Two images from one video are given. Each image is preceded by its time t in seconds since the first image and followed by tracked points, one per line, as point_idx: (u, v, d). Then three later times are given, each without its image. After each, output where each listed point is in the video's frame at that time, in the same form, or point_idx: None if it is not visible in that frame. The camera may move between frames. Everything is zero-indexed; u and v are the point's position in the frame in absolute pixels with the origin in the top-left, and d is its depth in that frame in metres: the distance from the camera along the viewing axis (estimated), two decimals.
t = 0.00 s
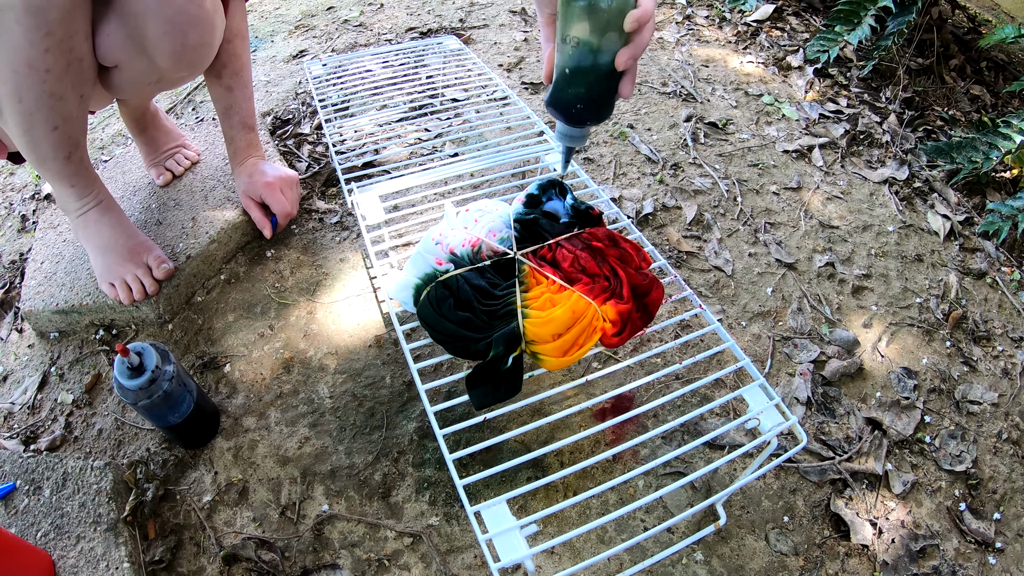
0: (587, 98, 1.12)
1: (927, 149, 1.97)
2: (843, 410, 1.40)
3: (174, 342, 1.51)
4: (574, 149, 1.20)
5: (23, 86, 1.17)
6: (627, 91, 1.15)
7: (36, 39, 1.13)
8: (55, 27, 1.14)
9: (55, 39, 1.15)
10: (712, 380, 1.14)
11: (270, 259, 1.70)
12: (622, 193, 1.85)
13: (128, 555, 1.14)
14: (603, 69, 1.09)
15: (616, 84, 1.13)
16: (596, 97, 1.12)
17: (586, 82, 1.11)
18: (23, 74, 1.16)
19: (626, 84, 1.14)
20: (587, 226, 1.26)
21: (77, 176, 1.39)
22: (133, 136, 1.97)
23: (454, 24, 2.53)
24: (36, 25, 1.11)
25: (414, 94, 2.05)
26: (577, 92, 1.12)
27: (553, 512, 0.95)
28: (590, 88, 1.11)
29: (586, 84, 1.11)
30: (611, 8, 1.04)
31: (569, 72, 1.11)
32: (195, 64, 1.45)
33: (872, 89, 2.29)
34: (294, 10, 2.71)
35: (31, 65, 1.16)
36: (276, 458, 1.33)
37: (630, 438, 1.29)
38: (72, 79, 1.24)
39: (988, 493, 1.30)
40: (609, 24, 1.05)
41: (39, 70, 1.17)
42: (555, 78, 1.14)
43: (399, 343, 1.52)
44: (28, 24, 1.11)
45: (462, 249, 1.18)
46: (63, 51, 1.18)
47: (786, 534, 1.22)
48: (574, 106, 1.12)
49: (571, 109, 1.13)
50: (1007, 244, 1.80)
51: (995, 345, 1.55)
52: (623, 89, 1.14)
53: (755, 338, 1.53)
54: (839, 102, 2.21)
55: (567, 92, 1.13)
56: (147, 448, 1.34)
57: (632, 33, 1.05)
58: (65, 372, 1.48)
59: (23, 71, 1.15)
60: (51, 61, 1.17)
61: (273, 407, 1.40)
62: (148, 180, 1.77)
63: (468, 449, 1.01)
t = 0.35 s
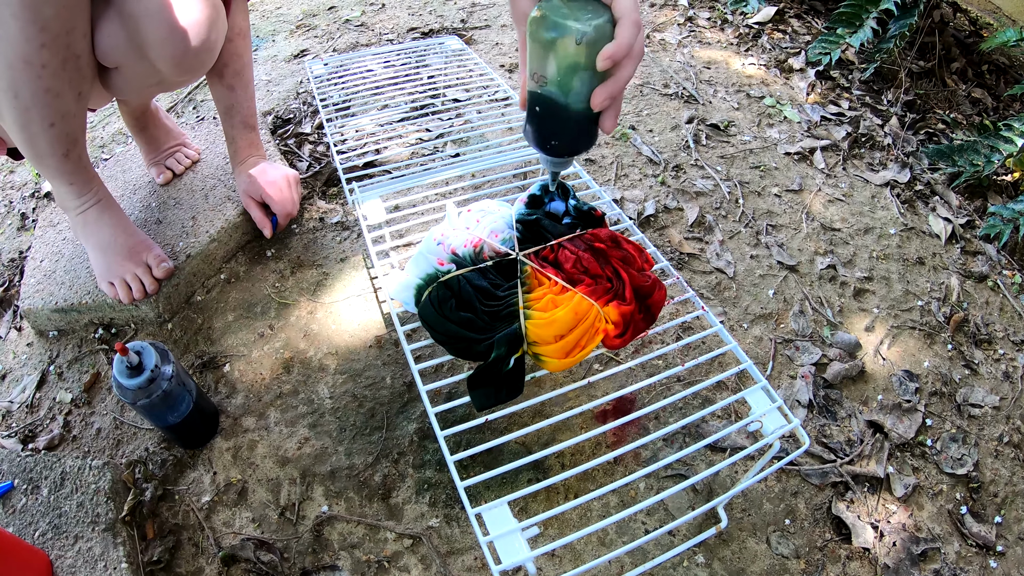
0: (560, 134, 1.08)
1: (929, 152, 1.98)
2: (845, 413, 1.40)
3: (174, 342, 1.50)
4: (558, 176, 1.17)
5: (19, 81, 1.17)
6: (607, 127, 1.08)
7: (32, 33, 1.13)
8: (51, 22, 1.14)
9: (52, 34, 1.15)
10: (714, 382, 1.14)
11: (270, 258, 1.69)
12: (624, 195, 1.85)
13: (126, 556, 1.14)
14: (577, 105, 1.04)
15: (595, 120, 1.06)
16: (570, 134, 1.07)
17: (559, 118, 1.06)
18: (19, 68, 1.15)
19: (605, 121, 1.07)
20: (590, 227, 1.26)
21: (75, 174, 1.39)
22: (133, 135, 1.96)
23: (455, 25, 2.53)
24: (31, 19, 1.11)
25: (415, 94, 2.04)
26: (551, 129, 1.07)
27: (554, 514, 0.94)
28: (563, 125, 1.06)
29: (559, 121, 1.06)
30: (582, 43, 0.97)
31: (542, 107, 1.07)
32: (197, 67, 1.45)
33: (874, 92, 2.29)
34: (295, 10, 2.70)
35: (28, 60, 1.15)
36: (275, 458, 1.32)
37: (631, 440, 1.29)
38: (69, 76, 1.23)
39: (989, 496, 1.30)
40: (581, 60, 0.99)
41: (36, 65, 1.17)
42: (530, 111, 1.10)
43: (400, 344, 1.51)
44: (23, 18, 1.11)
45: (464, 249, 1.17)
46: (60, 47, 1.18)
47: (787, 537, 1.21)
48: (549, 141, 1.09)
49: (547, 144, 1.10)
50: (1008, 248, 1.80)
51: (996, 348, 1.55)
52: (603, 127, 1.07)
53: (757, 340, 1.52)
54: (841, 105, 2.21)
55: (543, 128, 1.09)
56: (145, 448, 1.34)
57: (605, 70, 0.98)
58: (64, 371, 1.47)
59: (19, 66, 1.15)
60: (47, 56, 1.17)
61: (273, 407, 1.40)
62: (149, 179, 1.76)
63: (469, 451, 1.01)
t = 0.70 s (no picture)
0: (565, 147, 1.09)
1: (931, 155, 1.98)
2: (848, 415, 1.40)
3: (175, 340, 1.50)
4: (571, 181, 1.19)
5: (15, 75, 1.18)
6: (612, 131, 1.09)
7: (27, 27, 1.14)
8: (46, 17, 1.15)
9: (47, 28, 1.16)
10: (717, 384, 1.14)
11: (272, 257, 1.69)
12: (627, 196, 1.85)
13: (126, 555, 1.13)
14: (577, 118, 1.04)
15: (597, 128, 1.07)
16: (573, 145, 1.08)
17: (560, 133, 1.06)
18: (15, 63, 1.16)
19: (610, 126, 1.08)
20: (594, 228, 1.25)
21: (76, 171, 1.39)
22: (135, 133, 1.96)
23: (458, 24, 2.52)
24: (26, 13, 1.12)
25: (417, 94, 2.04)
26: (554, 143, 1.08)
27: (558, 515, 0.94)
28: (565, 139, 1.07)
29: (561, 135, 1.06)
30: (571, 58, 0.97)
31: (541, 124, 1.07)
32: (195, 63, 1.44)
33: (876, 94, 2.29)
34: (298, 8, 2.70)
35: (23, 55, 1.16)
36: (276, 458, 1.32)
37: (634, 441, 1.28)
38: (66, 70, 1.24)
39: (991, 499, 1.29)
40: (573, 75, 0.98)
41: (32, 60, 1.17)
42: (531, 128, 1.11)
43: (402, 343, 1.51)
44: (18, 12, 1.11)
45: (468, 249, 1.17)
46: (56, 41, 1.18)
47: (789, 539, 1.21)
48: (554, 154, 1.10)
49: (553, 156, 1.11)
50: (1010, 250, 1.79)
51: (998, 351, 1.55)
52: (608, 131, 1.08)
53: (759, 341, 1.52)
54: (844, 107, 2.21)
55: (545, 144, 1.09)
56: (146, 447, 1.33)
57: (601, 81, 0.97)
58: (64, 369, 1.47)
59: (15, 60, 1.16)
60: (43, 50, 1.18)
61: (275, 406, 1.39)
62: (150, 177, 1.76)
63: (472, 451, 1.00)
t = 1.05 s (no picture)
0: (547, 154, 1.08)
1: (932, 156, 1.98)
2: (846, 418, 1.39)
3: (173, 340, 1.50)
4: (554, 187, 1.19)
5: (12, 74, 1.18)
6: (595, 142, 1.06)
7: (24, 26, 1.14)
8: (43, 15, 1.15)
9: (44, 27, 1.16)
10: (714, 386, 1.13)
11: (270, 257, 1.69)
12: (626, 197, 1.85)
13: (123, 554, 1.13)
14: (558, 126, 1.03)
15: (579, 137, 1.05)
16: (555, 154, 1.08)
17: (542, 141, 1.05)
18: (12, 61, 1.17)
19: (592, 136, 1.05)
20: (592, 229, 1.25)
21: (75, 170, 1.39)
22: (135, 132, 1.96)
23: (458, 24, 2.52)
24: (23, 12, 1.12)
25: (417, 94, 2.04)
26: (536, 150, 1.08)
27: (553, 518, 0.94)
28: (547, 147, 1.06)
29: (543, 143, 1.06)
30: (551, 66, 0.96)
31: (523, 132, 1.07)
32: (192, 59, 1.44)
33: (877, 95, 2.28)
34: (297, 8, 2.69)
35: (20, 53, 1.16)
36: (273, 458, 1.32)
37: (631, 444, 1.28)
38: (64, 69, 1.24)
39: (990, 502, 1.29)
40: (553, 83, 0.98)
41: (28, 59, 1.18)
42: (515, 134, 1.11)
43: (400, 344, 1.50)
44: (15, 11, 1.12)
45: (465, 250, 1.17)
46: (53, 40, 1.18)
47: (787, 542, 1.21)
48: (537, 163, 1.10)
49: (536, 164, 1.11)
50: (1011, 253, 1.79)
51: (998, 354, 1.54)
52: (590, 141, 1.06)
53: (758, 344, 1.52)
54: (845, 108, 2.21)
55: (529, 151, 1.09)
56: (143, 447, 1.33)
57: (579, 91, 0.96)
58: (62, 368, 1.47)
59: (12, 59, 1.16)
60: (40, 49, 1.18)
61: (272, 407, 1.39)
62: (149, 176, 1.76)
63: (468, 453, 1.00)
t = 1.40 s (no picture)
0: (551, 166, 1.09)
1: (934, 158, 1.98)
2: (848, 418, 1.41)
3: (182, 340, 1.52)
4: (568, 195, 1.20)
5: (21, 79, 1.20)
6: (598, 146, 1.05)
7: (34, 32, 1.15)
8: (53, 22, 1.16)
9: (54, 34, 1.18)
10: (717, 386, 1.15)
11: (278, 258, 1.71)
12: (630, 199, 1.86)
13: (133, 552, 1.15)
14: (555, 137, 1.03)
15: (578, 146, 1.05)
16: (557, 164, 1.08)
17: (542, 154, 1.06)
18: (22, 67, 1.18)
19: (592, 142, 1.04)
20: (596, 231, 1.27)
21: (83, 173, 1.41)
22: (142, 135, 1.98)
23: (463, 27, 2.54)
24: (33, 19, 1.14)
25: (423, 96, 2.05)
26: (539, 164, 1.09)
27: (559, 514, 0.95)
28: (548, 158, 1.07)
29: (545, 155, 1.07)
30: (539, 80, 0.97)
31: (524, 147, 1.08)
32: (199, 64, 1.46)
33: (880, 97, 2.30)
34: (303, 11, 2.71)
35: (30, 58, 1.18)
36: (282, 457, 1.34)
37: (636, 442, 1.29)
38: (73, 73, 1.26)
39: (991, 501, 1.30)
40: (542, 96, 0.98)
41: (38, 64, 1.19)
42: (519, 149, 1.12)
43: (407, 345, 1.52)
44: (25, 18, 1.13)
45: (472, 252, 1.19)
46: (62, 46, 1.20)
47: (789, 540, 1.22)
48: (543, 174, 1.11)
49: (543, 176, 1.12)
50: (1013, 254, 1.80)
51: (1000, 354, 1.55)
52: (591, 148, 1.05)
53: (760, 344, 1.53)
54: (847, 110, 2.22)
55: (532, 164, 1.10)
56: (153, 445, 1.35)
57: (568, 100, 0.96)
58: (72, 368, 1.49)
59: (22, 64, 1.18)
60: (50, 54, 1.19)
61: (280, 407, 1.41)
62: (157, 178, 1.78)
63: (474, 451, 1.01)
